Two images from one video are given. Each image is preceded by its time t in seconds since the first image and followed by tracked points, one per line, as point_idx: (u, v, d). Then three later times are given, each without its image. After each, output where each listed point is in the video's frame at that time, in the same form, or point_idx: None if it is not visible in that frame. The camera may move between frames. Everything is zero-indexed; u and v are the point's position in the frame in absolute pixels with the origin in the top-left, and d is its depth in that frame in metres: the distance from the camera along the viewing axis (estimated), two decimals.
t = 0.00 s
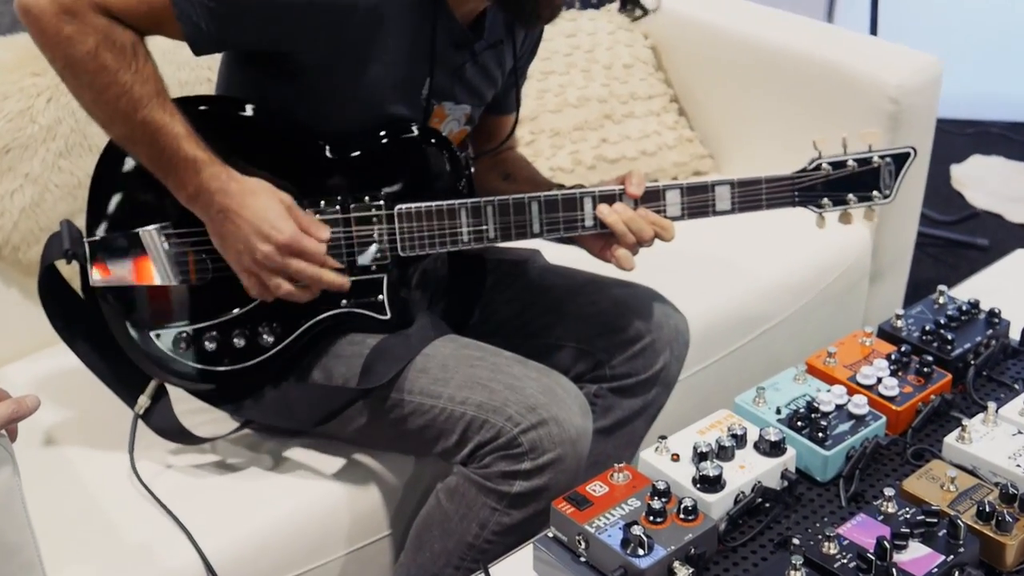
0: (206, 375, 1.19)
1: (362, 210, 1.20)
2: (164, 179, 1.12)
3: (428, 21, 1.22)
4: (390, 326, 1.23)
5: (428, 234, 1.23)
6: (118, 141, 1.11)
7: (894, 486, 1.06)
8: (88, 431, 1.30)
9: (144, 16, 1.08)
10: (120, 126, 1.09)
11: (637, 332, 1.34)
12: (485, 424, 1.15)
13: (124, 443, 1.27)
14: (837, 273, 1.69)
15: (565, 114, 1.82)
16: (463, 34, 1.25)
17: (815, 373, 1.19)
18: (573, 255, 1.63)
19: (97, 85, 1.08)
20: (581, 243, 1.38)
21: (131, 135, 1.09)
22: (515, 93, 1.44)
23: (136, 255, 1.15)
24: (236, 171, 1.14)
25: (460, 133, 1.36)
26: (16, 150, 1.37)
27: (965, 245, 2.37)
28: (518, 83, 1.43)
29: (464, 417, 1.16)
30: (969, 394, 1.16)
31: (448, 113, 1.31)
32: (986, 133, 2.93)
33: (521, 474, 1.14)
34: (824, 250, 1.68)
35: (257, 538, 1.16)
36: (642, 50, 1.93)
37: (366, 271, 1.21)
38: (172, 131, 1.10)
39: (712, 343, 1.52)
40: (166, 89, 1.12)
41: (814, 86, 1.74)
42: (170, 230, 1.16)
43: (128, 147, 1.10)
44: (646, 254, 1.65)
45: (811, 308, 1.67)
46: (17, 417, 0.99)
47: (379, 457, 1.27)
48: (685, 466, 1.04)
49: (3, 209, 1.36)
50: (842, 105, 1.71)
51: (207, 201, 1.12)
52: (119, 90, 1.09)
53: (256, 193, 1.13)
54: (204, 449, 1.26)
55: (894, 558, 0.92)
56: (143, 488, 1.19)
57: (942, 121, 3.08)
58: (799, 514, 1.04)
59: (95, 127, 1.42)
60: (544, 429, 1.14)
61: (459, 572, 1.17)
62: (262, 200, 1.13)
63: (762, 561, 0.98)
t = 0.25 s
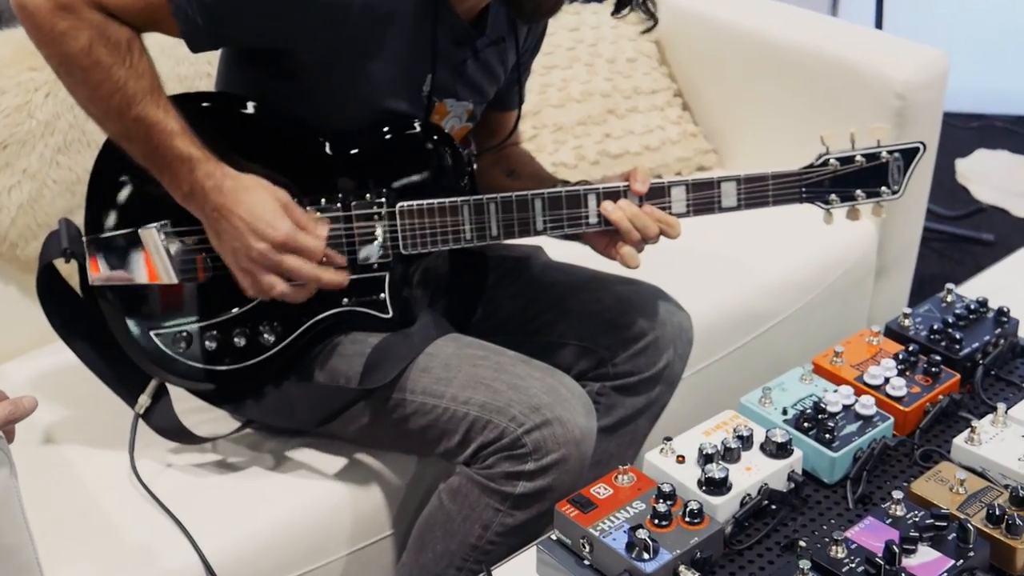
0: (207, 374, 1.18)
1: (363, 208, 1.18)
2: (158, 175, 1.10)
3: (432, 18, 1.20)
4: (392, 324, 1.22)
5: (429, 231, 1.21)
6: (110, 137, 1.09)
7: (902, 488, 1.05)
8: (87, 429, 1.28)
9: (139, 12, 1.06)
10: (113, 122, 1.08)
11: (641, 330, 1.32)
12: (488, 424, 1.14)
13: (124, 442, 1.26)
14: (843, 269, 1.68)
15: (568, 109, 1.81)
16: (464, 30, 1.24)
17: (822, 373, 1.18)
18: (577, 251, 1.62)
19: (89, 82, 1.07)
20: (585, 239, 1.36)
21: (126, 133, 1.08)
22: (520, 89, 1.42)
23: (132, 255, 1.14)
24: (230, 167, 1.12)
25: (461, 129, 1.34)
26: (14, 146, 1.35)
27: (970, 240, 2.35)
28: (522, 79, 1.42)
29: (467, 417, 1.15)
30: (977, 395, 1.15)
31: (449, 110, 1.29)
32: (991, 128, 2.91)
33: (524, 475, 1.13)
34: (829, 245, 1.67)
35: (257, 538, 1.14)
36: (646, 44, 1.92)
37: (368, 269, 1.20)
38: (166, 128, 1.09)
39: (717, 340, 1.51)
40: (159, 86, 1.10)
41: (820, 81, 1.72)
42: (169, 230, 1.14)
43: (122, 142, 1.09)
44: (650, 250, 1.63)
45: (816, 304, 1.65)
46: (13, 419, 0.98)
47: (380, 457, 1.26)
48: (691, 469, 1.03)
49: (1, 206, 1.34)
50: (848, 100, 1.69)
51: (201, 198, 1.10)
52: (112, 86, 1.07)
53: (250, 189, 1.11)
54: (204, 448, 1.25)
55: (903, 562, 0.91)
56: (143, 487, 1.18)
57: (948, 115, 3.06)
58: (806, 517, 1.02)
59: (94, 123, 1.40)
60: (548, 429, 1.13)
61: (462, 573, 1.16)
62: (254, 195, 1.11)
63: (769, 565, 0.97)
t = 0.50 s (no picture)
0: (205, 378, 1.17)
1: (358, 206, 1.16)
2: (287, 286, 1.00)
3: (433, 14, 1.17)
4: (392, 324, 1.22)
5: (425, 227, 1.20)
6: (223, 262, 0.98)
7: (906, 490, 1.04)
8: (85, 430, 1.27)
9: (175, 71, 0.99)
10: (220, 246, 0.96)
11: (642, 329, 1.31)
12: (488, 426, 1.14)
13: (122, 443, 1.25)
14: (844, 267, 1.67)
15: (568, 106, 1.80)
16: (472, 25, 1.22)
17: (825, 373, 1.18)
18: (578, 250, 1.61)
19: (159, 146, 0.93)
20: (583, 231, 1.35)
21: (269, 246, 0.97)
22: (521, 85, 1.41)
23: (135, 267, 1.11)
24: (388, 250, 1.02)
25: (463, 128, 1.34)
26: (11, 143, 1.34)
27: (970, 237, 2.34)
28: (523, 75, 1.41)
29: (466, 419, 1.14)
30: (981, 395, 1.14)
31: (454, 108, 1.29)
32: (992, 124, 2.91)
33: (524, 477, 1.12)
34: (830, 243, 1.66)
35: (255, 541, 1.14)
36: (646, 40, 1.90)
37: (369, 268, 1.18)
38: (252, 212, 0.97)
39: (717, 339, 1.50)
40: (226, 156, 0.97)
41: (822, 78, 1.71)
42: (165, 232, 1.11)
43: (184, 233, 0.95)
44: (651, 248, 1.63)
45: (817, 303, 1.65)
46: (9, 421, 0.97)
47: (379, 458, 1.25)
48: (693, 471, 1.02)
49: None
50: (851, 97, 1.67)
51: (358, 291, 1.00)
52: (189, 161, 0.93)
53: (408, 275, 1.00)
54: (202, 450, 1.24)
55: (907, 567, 0.90)
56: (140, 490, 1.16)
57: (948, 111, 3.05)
58: (808, 519, 1.01)
59: (92, 121, 1.39)
60: (548, 431, 1.12)
61: None
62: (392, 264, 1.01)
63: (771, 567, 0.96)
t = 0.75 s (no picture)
0: (200, 380, 1.15)
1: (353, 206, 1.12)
2: (497, 363, 0.98)
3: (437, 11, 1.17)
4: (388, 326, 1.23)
5: (423, 228, 1.17)
6: (423, 334, 0.96)
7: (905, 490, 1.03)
8: (80, 430, 1.26)
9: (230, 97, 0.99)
10: (415, 318, 0.95)
11: (642, 327, 1.30)
12: (488, 427, 1.12)
13: (118, 443, 1.24)
14: (843, 264, 1.66)
15: (566, 103, 1.79)
16: (473, 27, 1.23)
17: (824, 372, 1.17)
18: (576, 246, 1.61)
19: (331, 222, 0.91)
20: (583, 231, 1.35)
21: (466, 313, 0.95)
22: (514, 83, 1.41)
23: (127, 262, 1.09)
24: (532, 305, 1.00)
25: (462, 128, 1.36)
26: (5, 140, 1.33)
27: (969, 234, 2.34)
28: (516, 72, 1.40)
29: (465, 418, 1.13)
30: (981, 393, 1.14)
31: (454, 108, 1.31)
32: (990, 120, 2.90)
33: (524, 478, 1.12)
34: (830, 240, 1.65)
35: (252, 540, 1.13)
36: (644, 36, 1.90)
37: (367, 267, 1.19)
38: (426, 286, 0.95)
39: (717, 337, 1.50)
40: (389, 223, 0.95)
41: (821, 73, 1.70)
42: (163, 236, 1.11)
43: (375, 310, 0.94)
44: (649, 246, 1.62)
45: (816, 300, 1.64)
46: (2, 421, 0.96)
47: (376, 457, 1.24)
48: (691, 471, 1.02)
49: None
50: (850, 93, 1.66)
51: (529, 351, 0.98)
52: (363, 224, 0.92)
53: (568, 333, 1.00)
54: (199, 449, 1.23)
55: (907, 566, 0.90)
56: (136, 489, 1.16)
57: (947, 106, 3.05)
58: (808, 518, 1.01)
59: (87, 117, 1.38)
60: (549, 432, 1.12)
61: None
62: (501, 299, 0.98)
63: (772, 567, 0.95)
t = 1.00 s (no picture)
0: (195, 374, 1.15)
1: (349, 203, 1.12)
2: (526, 354, 0.99)
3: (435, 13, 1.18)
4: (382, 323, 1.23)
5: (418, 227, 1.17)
6: (454, 323, 0.96)
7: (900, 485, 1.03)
8: (75, 427, 1.26)
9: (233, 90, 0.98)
10: (447, 306, 0.95)
11: (638, 322, 1.30)
12: (484, 423, 1.12)
13: (113, 440, 1.24)
14: (839, 259, 1.66)
15: (562, 98, 1.78)
16: (471, 26, 1.23)
17: (819, 367, 1.17)
18: (571, 243, 1.61)
19: (361, 207, 0.91)
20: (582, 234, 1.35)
21: (499, 302, 0.96)
22: (512, 83, 1.41)
23: (123, 255, 1.09)
24: (562, 300, 1.01)
25: (462, 127, 1.35)
26: None
27: (965, 228, 2.34)
28: (514, 72, 1.40)
29: (461, 415, 1.13)
30: (976, 388, 1.14)
31: (452, 108, 1.31)
32: (986, 114, 2.90)
33: (519, 474, 1.12)
34: (826, 235, 1.65)
35: (247, 537, 1.13)
36: (639, 31, 1.89)
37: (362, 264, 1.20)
38: (460, 274, 0.95)
39: (713, 332, 1.50)
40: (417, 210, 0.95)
41: (817, 68, 1.70)
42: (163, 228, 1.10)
43: (406, 297, 0.94)
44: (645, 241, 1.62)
45: (812, 295, 1.64)
46: None
47: (373, 454, 1.24)
48: (686, 467, 1.02)
49: None
50: (847, 89, 1.66)
51: (560, 342, 0.99)
52: (394, 209, 0.92)
53: (605, 332, 1.02)
54: (195, 446, 1.23)
55: (902, 561, 0.90)
56: (133, 485, 1.15)
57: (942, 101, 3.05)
58: (804, 514, 1.01)
59: (81, 114, 1.37)
60: (544, 428, 1.11)
61: (455, 572, 1.14)
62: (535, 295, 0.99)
63: (767, 563, 0.95)
